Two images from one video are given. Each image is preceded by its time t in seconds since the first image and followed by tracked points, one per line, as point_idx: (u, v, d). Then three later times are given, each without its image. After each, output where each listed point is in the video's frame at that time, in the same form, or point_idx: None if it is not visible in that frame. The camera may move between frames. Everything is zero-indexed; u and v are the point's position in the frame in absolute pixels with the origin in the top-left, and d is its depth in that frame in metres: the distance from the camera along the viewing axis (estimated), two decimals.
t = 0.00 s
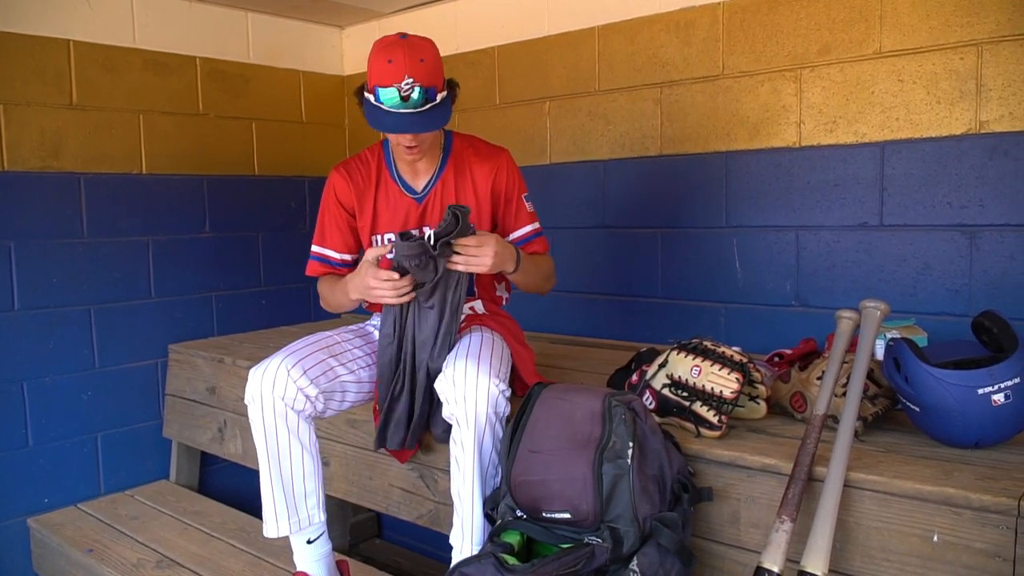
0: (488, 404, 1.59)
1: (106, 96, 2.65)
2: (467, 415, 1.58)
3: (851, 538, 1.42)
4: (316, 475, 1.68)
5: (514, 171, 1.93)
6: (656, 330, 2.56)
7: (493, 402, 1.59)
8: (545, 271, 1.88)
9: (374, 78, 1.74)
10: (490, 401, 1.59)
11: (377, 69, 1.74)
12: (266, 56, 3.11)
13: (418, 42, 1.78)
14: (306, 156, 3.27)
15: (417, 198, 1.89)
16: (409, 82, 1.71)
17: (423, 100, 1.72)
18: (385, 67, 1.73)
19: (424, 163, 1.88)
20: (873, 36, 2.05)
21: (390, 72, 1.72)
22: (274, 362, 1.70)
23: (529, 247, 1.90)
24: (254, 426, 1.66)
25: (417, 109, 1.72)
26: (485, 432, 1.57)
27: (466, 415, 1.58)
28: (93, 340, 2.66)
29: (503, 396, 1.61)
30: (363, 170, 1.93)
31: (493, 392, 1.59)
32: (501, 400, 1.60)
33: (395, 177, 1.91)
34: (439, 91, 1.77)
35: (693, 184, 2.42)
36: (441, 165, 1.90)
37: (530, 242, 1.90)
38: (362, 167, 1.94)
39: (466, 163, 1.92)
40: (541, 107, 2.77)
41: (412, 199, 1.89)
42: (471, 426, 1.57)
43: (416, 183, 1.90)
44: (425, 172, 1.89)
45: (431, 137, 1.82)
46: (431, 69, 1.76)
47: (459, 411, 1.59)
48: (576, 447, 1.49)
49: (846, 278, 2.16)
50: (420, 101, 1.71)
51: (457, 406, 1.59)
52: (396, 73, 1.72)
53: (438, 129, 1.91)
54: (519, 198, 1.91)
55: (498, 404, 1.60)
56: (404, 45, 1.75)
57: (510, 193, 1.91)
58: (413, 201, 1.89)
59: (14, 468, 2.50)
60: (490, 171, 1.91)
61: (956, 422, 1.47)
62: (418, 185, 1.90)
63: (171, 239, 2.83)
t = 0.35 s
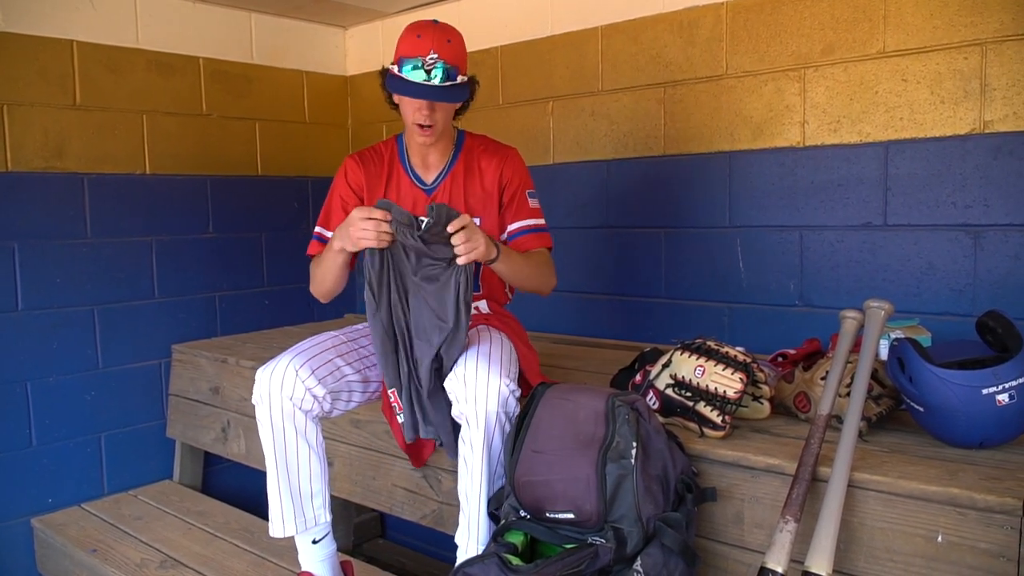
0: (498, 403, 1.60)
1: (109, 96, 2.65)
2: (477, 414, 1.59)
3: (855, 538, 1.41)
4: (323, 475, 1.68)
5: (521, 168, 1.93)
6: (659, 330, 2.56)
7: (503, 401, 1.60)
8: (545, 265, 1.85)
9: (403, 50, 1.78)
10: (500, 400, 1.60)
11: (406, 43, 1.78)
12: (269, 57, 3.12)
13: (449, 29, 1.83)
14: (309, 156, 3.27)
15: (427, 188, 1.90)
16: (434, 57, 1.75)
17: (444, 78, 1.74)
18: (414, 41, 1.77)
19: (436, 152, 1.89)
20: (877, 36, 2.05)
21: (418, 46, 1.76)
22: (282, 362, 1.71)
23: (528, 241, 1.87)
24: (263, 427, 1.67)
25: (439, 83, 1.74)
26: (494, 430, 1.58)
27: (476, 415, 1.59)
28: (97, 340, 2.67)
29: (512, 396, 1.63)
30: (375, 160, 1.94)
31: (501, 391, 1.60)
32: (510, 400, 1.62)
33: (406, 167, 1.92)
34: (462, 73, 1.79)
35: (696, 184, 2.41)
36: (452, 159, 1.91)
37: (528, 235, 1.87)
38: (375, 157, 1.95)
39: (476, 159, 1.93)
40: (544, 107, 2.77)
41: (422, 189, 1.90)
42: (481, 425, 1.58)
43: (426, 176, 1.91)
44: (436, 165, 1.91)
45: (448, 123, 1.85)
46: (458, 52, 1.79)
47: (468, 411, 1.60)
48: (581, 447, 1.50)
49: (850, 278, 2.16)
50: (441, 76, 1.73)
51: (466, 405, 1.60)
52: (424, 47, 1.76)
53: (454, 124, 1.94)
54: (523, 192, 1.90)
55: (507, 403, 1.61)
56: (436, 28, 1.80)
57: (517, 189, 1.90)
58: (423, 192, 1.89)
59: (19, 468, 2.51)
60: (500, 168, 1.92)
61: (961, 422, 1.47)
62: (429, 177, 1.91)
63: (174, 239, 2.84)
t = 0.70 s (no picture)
0: (500, 402, 1.60)
1: (110, 97, 2.65)
2: (479, 414, 1.59)
3: (856, 537, 1.41)
4: (329, 476, 1.69)
5: (523, 160, 1.93)
6: (660, 330, 2.56)
7: (505, 401, 1.61)
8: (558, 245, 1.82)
9: (402, 44, 1.78)
10: (503, 399, 1.60)
11: (407, 37, 1.79)
12: (270, 57, 3.12)
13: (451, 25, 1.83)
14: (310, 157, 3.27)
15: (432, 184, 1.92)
16: (434, 49, 1.75)
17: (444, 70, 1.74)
18: (414, 35, 1.78)
19: (440, 145, 1.92)
20: (878, 35, 2.04)
21: (418, 40, 1.76)
22: (290, 362, 1.70)
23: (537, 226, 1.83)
24: (270, 426, 1.66)
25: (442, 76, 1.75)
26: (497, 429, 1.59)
27: (479, 414, 1.59)
28: (98, 341, 2.67)
29: (516, 396, 1.64)
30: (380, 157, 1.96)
31: (504, 390, 1.60)
32: (512, 400, 1.62)
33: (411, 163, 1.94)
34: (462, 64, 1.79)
35: (697, 183, 2.41)
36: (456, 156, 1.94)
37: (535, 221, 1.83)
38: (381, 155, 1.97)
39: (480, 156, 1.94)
40: (545, 106, 2.77)
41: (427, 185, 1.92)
42: (484, 424, 1.59)
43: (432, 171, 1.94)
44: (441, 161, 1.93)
45: (450, 116, 1.86)
46: (457, 44, 1.79)
47: (471, 410, 1.60)
48: (582, 446, 1.50)
49: (851, 278, 2.16)
50: (441, 69, 1.74)
51: (468, 405, 1.61)
52: (424, 40, 1.76)
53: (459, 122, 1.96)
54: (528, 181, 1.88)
55: (510, 403, 1.62)
56: (437, 22, 1.81)
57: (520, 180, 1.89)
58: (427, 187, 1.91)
59: (20, 469, 2.51)
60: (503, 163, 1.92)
61: (962, 421, 1.47)
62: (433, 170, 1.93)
63: (176, 240, 2.84)
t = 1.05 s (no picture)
0: (499, 403, 1.60)
1: (109, 98, 2.65)
2: (478, 414, 1.60)
3: (856, 536, 1.42)
4: (327, 477, 1.69)
5: (524, 160, 1.93)
6: (660, 330, 2.56)
7: (504, 401, 1.61)
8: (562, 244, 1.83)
9: (402, 41, 1.79)
10: (501, 399, 1.61)
11: (406, 33, 1.79)
12: (269, 57, 3.12)
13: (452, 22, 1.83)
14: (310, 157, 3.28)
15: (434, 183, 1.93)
16: (433, 46, 1.75)
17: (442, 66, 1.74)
18: (414, 33, 1.77)
19: (441, 143, 1.92)
20: (877, 34, 2.05)
21: (418, 36, 1.76)
22: (286, 364, 1.70)
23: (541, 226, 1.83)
24: (266, 427, 1.66)
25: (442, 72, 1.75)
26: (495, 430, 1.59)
27: (478, 414, 1.60)
28: (98, 342, 2.67)
29: (515, 396, 1.64)
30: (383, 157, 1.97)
31: (505, 390, 1.61)
32: (511, 400, 1.62)
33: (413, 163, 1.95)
34: (462, 61, 1.79)
35: (697, 182, 2.41)
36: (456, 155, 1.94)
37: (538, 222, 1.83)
38: (383, 154, 1.98)
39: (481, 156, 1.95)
40: (545, 106, 2.77)
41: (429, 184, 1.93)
42: (483, 425, 1.59)
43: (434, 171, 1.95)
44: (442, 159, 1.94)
45: (450, 114, 1.87)
46: (457, 41, 1.80)
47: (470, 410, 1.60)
48: (581, 446, 1.50)
49: (850, 277, 2.16)
50: (440, 65, 1.74)
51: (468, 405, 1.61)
52: (423, 37, 1.76)
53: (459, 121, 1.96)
54: (529, 182, 1.87)
55: (508, 403, 1.62)
56: (436, 20, 1.81)
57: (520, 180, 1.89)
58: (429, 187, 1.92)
59: (21, 470, 2.52)
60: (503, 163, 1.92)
61: (962, 420, 1.47)
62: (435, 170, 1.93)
63: (176, 240, 2.84)
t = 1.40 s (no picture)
0: (497, 403, 1.61)
1: (109, 98, 2.65)
2: (477, 414, 1.60)
3: (855, 536, 1.42)
4: (328, 478, 1.69)
5: (531, 174, 1.95)
6: (660, 330, 2.56)
7: (503, 401, 1.62)
8: (523, 273, 1.83)
9: (438, 61, 1.78)
10: (500, 400, 1.61)
11: (444, 52, 1.78)
12: (269, 58, 3.12)
13: (488, 45, 1.82)
14: (310, 157, 3.28)
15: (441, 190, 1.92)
16: (466, 77, 1.75)
17: (470, 100, 1.75)
18: (451, 55, 1.77)
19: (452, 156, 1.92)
20: (876, 34, 2.05)
21: (455, 61, 1.76)
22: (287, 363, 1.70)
23: (511, 245, 1.86)
24: (268, 427, 1.65)
25: (464, 105, 1.75)
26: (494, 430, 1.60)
27: (477, 414, 1.60)
28: (98, 342, 2.67)
29: (513, 396, 1.65)
30: (389, 157, 1.95)
31: (503, 390, 1.62)
32: (510, 400, 1.63)
33: (421, 167, 1.95)
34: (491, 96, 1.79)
35: (696, 182, 2.41)
36: (465, 164, 1.94)
37: (512, 241, 1.87)
38: (389, 154, 1.96)
39: (488, 165, 1.95)
40: (545, 107, 2.77)
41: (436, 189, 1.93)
42: (482, 425, 1.60)
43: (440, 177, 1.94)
44: (451, 167, 1.93)
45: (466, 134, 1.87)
46: (492, 73, 1.79)
47: (469, 410, 1.61)
48: (580, 446, 1.50)
49: (849, 277, 2.16)
50: (467, 98, 1.75)
51: (466, 405, 1.62)
52: (459, 64, 1.76)
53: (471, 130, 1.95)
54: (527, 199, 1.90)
55: (507, 403, 1.62)
56: (478, 46, 1.80)
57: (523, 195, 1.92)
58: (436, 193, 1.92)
59: (20, 470, 2.52)
60: (509, 175, 1.93)
61: (961, 420, 1.47)
62: (443, 177, 1.93)
63: (175, 240, 2.84)
